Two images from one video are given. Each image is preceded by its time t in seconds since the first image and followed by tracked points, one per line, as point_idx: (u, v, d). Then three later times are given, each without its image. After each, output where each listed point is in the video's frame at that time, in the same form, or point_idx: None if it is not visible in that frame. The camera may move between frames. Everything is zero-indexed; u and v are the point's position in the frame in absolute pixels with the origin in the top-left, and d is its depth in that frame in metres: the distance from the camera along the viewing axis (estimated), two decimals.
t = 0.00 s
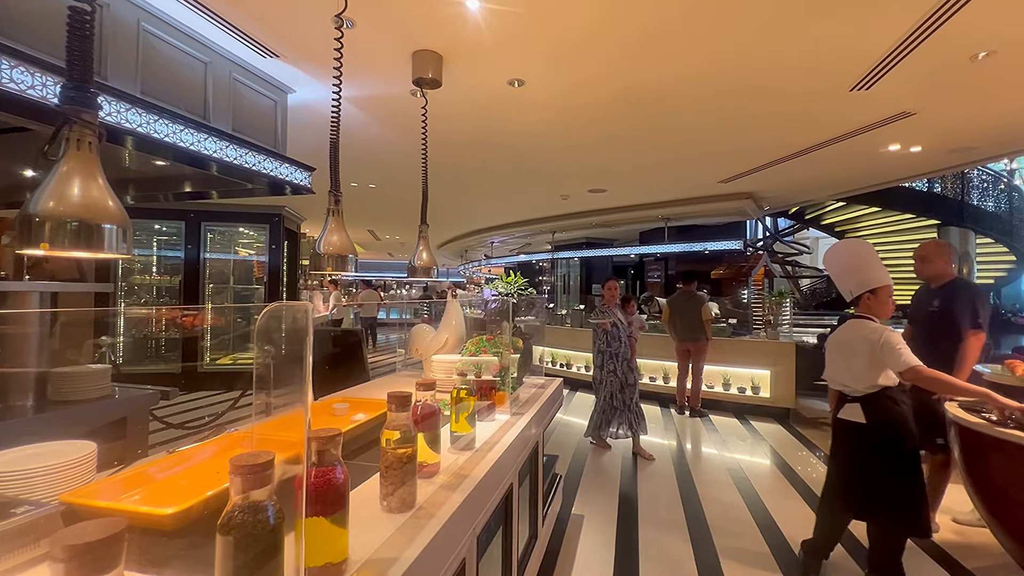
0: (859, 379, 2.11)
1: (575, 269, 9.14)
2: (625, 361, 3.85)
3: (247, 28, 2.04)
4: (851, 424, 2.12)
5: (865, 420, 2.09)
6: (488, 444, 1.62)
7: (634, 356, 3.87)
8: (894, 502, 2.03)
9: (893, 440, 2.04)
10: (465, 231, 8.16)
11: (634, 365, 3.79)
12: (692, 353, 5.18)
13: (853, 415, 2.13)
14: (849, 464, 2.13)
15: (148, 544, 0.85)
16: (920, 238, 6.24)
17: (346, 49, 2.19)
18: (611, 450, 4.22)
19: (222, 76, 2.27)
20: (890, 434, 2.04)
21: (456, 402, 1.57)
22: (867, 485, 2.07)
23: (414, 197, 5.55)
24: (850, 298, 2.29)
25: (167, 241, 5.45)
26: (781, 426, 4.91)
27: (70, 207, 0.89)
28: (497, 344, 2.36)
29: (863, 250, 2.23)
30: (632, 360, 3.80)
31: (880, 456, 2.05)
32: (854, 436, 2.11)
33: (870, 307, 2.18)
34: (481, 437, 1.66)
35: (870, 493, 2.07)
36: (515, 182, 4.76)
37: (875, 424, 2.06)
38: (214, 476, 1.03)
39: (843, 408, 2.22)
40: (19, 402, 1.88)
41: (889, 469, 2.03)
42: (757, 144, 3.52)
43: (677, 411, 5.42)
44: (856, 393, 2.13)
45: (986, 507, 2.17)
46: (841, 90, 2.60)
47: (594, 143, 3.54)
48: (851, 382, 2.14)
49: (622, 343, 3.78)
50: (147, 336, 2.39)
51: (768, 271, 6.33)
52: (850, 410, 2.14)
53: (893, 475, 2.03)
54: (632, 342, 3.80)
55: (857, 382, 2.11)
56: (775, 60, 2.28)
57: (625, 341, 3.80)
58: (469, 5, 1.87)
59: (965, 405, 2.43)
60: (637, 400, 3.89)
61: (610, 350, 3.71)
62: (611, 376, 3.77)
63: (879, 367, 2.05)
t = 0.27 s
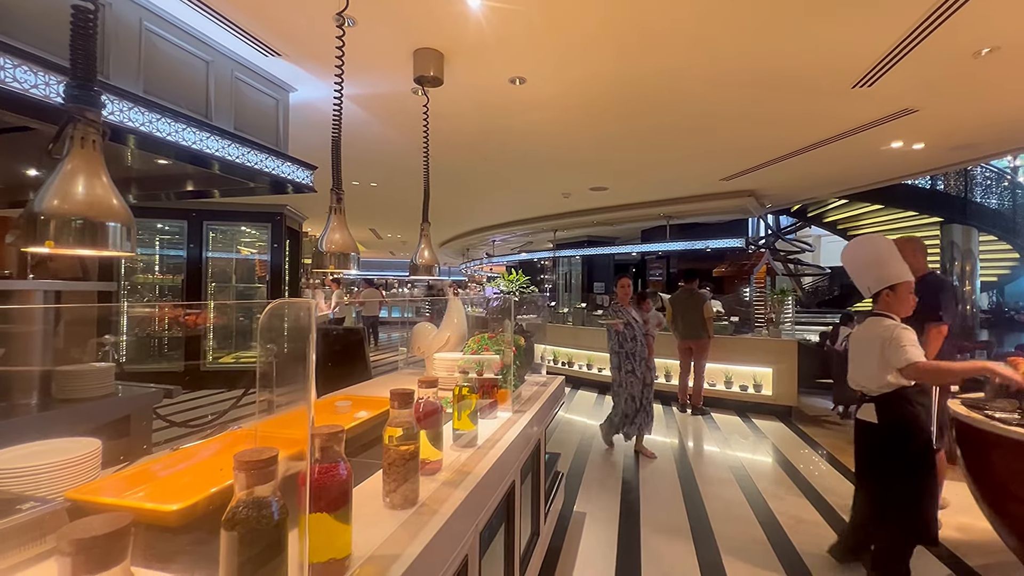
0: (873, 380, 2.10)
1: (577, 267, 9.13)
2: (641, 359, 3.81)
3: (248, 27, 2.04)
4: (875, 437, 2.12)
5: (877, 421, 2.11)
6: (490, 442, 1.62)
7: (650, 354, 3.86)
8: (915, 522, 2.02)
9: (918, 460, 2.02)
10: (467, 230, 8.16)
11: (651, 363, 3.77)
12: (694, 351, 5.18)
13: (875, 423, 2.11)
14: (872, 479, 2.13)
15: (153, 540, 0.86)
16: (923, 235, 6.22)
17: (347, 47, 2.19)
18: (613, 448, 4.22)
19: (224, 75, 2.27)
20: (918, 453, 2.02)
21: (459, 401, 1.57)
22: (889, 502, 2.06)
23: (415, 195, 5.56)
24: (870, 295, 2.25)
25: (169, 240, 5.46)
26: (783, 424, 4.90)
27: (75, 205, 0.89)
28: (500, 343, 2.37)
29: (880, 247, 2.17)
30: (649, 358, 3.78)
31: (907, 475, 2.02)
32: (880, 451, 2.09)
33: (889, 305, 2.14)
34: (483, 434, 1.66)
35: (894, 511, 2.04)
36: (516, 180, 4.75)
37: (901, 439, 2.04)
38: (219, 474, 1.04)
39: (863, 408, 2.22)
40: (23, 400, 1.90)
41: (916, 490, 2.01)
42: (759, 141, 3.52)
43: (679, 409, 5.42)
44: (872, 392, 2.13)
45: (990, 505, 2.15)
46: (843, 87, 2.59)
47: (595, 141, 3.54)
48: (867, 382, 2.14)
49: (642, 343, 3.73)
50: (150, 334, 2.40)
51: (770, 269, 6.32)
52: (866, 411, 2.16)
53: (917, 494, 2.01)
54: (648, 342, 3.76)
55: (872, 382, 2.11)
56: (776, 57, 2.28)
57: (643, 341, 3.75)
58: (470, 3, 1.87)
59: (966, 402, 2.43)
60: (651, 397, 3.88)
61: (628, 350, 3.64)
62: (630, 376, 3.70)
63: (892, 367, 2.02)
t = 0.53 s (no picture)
0: (880, 377, 2.11)
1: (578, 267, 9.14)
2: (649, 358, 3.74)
3: (251, 28, 2.05)
4: (883, 446, 2.10)
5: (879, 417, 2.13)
6: (492, 440, 1.63)
7: (659, 353, 3.79)
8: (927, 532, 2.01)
9: (926, 466, 2.01)
10: (468, 229, 8.17)
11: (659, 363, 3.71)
12: (696, 350, 5.18)
13: (881, 427, 2.10)
14: (882, 489, 2.11)
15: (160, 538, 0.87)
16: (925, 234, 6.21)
17: (350, 47, 2.20)
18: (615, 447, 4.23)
19: (226, 75, 2.28)
20: (926, 460, 2.01)
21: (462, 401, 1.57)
22: (902, 514, 2.03)
23: (416, 195, 5.57)
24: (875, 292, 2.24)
25: (172, 240, 5.48)
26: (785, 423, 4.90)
27: (81, 205, 0.90)
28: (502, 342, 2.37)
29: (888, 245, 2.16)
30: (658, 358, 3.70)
31: (919, 485, 2.01)
32: (891, 461, 2.07)
33: (897, 303, 2.13)
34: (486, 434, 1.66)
35: (903, 519, 2.03)
36: (517, 180, 4.76)
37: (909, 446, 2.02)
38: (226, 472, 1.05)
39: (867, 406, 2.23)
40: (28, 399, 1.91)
41: (928, 500, 1.99)
42: (761, 141, 3.52)
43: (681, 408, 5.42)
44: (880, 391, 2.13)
45: (993, 504, 2.14)
46: (844, 86, 2.59)
47: (596, 140, 3.54)
48: (875, 381, 2.14)
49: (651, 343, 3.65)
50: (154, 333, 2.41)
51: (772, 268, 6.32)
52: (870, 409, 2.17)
53: (929, 504, 2.00)
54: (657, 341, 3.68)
55: (879, 380, 2.11)
56: (777, 57, 2.29)
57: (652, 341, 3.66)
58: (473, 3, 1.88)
59: (968, 401, 2.43)
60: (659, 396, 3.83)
61: (636, 351, 3.56)
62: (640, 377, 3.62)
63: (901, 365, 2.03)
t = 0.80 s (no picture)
0: (886, 378, 2.10)
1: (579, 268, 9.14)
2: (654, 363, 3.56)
3: (254, 29, 2.06)
4: (887, 449, 2.08)
5: (882, 418, 2.12)
6: (494, 441, 1.63)
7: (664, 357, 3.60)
8: (929, 532, 2.02)
9: (928, 466, 2.01)
10: (470, 230, 8.18)
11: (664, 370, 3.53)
12: (697, 351, 5.18)
13: (883, 427, 2.10)
14: (882, 488, 2.11)
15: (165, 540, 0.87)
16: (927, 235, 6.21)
17: (352, 49, 2.21)
18: (616, 447, 4.23)
19: (229, 77, 2.29)
20: (927, 460, 2.01)
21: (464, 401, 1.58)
22: (902, 514, 2.04)
23: (417, 196, 5.58)
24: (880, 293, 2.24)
25: (174, 241, 5.49)
26: (786, 424, 4.90)
27: (87, 207, 0.90)
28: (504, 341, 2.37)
29: (893, 245, 2.17)
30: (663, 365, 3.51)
31: (920, 484, 2.01)
32: (891, 461, 2.07)
33: (903, 304, 2.13)
34: (488, 434, 1.66)
35: (903, 519, 2.04)
36: (519, 181, 4.77)
37: (916, 451, 2.02)
38: (228, 472, 1.05)
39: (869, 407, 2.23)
40: (34, 399, 1.93)
41: (927, 499, 2.00)
42: (762, 142, 3.52)
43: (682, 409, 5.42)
44: (884, 391, 2.12)
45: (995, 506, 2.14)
46: (845, 88, 2.60)
47: (598, 142, 3.55)
48: (880, 382, 2.13)
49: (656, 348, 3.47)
50: (159, 334, 2.43)
51: (773, 269, 6.33)
52: (872, 409, 2.16)
53: (931, 505, 2.00)
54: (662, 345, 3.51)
55: (886, 381, 2.10)
56: (779, 59, 2.29)
57: (656, 345, 3.48)
58: (475, 5, 1.88)
59: (970, 403, 2.43)
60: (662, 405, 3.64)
61: (638, 355, 3.38)
62: (641, 381, 3.45)
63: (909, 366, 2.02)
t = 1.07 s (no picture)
0: (882, 377, 2.10)
1: (575, 267, 9.15)
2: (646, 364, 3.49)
3: (250, 25, 2.05)
4: (882, 447, 2.10)
5: (877, 416, 2.12)
6: (489, 439, 1.63)
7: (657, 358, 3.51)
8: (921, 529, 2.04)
9: (920, 464, 2.03)
10: (466, 229, 8.17)
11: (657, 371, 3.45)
12: (692, 350, 5.19)
13: (877, 426, 2.11)
14: (876, 485, 2.13)
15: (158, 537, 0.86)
16: (920, 236, 6.25)
17: (348, 46, 2.20)
18: (612, 446, 4.24)
19: (224, 73, 2.27)
20: (919, 457, 2.03)
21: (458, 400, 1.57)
22: (895, 511, 2.06)
23: (413, 194, 5.57)
24: (877, 293, 2.24)
25: (168, 238, 5.46)
26: (781, 423, 4.92)
27: (78, 201, 0.90)
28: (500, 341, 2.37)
29: (892, 245, 2.17)
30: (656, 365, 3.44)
31: (912, 482, 2.03)
32: (884, 459, 2.08)
33: (899, 303, 2.13)
34: (484, 433, 1.67)
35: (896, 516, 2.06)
36: (515, 180, 4.77)
37: (911, 449, 2.03)
38: (222, 470, 1.04)
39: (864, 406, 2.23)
40: (24, 397, 1.91)
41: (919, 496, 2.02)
42: (758, 142, 3.53)
43: (677, 408, 5.43)
44: (880, 390, 2.12)
45: (988, 504, 2.15)
46: (841, 88, 2.61)
47: (595, 140, 3.55)
48: (876, 381, 2.12)
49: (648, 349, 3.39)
50: (152, 332, 2.41)
51: (768, 268, 6.36)
52: (868, 408, 2.17)
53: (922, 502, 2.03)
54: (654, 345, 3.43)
55: (882, 380, 2.09)
56: (776, 58, 2.30)
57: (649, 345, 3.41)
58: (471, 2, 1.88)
59: (962, 401, 2.44)
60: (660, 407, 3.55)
61: (630, 355, 3.31)
62: (633, 382, 3.37)
63: (905, 365, 2.02)
